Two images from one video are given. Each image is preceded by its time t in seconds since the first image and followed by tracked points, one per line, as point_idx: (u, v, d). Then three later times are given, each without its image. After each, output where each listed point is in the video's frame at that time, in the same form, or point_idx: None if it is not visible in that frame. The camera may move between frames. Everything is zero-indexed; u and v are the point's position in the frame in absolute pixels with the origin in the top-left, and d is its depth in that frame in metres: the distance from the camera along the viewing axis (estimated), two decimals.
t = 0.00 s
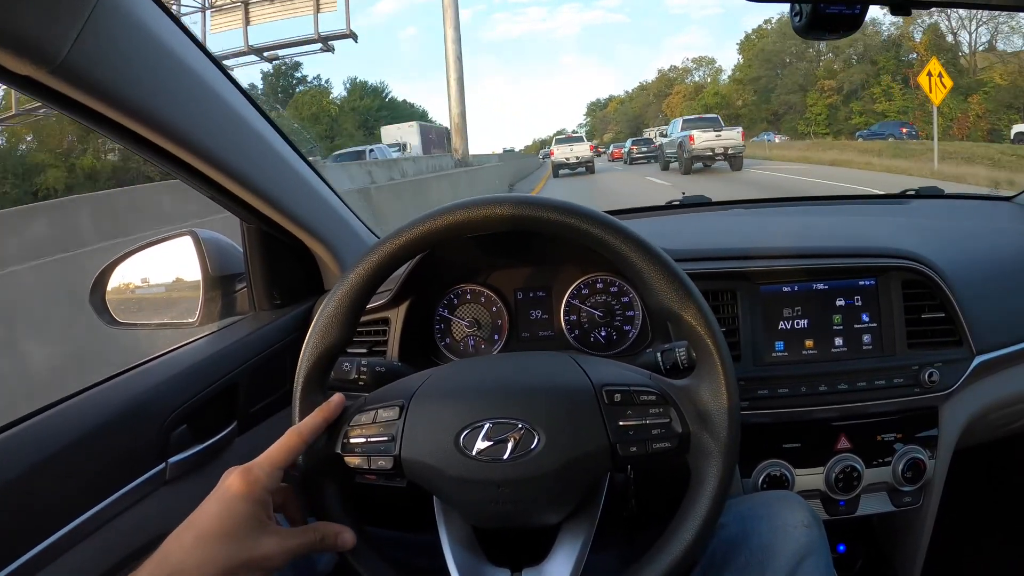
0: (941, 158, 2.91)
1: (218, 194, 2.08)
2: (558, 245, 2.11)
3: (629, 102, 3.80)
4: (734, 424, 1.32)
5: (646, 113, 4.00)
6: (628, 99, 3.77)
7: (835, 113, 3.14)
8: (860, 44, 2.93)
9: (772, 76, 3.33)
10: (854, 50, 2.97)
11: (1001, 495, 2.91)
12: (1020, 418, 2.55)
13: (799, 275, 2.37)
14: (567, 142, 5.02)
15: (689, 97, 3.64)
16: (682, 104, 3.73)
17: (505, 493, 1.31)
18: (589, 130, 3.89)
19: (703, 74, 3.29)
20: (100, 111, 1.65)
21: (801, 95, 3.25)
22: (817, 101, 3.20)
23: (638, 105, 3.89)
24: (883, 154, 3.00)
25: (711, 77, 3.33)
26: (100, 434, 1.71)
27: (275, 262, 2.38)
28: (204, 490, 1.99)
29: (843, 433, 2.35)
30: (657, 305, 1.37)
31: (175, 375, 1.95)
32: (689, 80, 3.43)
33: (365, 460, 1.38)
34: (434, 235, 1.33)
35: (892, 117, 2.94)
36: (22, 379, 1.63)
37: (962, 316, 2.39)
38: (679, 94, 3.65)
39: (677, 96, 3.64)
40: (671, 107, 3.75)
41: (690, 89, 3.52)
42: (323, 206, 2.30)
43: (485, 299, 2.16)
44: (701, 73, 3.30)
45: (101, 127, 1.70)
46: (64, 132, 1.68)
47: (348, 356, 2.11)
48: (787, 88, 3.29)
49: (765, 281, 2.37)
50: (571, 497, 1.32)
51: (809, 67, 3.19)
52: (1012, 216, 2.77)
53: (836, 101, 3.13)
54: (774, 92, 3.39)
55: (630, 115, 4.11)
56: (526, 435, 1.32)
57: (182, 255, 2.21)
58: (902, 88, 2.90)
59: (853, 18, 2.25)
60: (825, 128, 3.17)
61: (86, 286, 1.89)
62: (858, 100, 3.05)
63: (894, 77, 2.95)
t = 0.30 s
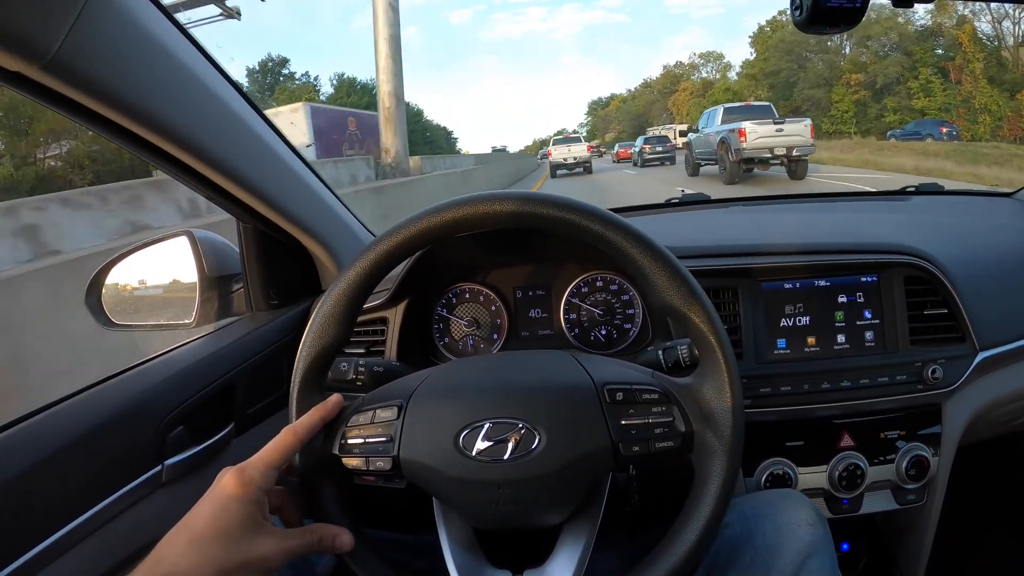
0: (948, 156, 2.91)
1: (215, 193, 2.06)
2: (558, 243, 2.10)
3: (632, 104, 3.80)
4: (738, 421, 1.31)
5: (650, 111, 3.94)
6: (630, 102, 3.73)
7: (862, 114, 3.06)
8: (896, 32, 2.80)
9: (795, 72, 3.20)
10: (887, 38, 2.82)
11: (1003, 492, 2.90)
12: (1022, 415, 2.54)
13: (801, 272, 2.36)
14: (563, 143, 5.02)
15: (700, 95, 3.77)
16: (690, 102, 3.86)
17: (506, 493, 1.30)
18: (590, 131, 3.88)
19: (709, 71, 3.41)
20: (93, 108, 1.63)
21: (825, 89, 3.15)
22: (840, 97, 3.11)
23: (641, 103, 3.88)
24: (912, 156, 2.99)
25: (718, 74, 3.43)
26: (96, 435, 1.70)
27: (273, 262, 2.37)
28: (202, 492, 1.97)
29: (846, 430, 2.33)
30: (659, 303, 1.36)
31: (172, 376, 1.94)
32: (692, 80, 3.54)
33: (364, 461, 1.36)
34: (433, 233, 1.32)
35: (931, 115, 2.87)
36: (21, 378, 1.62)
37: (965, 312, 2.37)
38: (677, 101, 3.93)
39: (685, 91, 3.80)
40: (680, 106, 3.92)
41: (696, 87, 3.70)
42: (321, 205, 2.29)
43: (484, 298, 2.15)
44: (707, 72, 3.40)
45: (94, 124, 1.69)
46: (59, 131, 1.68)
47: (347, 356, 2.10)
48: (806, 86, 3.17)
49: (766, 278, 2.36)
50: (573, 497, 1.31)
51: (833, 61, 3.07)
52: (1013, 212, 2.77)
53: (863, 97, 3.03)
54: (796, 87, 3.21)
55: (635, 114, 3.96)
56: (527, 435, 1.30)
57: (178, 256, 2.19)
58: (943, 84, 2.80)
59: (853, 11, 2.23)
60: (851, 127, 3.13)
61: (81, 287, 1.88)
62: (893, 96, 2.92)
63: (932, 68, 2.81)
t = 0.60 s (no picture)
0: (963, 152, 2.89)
1: (211, 192, 2.05)
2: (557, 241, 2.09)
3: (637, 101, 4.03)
4: (737, 421, 1.30)
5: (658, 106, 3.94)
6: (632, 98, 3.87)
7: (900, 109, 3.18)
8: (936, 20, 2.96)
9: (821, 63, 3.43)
10: (929, 27, 3.01)
11: (1004, 492, 2.89)
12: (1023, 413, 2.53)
13: (800, 270, 2.35)
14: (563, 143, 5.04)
15: (709, 91, 3.97)
16: (700, 101, 4.01)
17: (503, 494, 1.29)
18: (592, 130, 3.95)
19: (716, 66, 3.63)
20: (88, 107, 1.62)
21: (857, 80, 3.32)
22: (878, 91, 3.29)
23: (647, 101, 4.11)
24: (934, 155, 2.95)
25: (728, 70, 3.66)
26: (92, 436, 1.69)
27: (270, 262, 2.37)
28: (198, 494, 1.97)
29: (846, 429, 2.33)
30: (658, 302, 1.35)
31: (168, 376, 1.93)
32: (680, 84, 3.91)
33: (360, 463, 1.35)
34: (429, 233, 1.31)
35: (982, 113, 2.81)
36: (18, 380, 1.61)
37: (965, 311, 2.37)
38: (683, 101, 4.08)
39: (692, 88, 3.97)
40: (688, 103, 4.07)
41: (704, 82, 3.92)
42: (318, 206, 2.28)
43: (482, 297, 2.15)
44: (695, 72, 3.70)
45: (88, 124, 1.68)
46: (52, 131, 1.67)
47: (344, 357, 2.08)
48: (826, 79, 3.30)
49: (765, 277, 2.35)
50: (572, 499, 1.30)
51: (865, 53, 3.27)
52: (1012, 211, 2.76)
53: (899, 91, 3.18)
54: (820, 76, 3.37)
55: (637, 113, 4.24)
56: (524, 436, 1.30)
57: (173, 256, 2.18)
58: (993, 77, 2.78)
59: (853, 9, 2.24)
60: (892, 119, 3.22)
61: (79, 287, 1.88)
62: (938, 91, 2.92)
63: (979, 60, 2.82)
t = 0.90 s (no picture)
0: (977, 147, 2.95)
1: (207, 202, 2.07)
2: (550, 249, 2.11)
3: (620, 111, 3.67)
4: (721, 430, 1.32)
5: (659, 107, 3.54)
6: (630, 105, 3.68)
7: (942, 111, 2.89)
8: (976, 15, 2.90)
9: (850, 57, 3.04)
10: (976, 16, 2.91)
11: (993, 496, 2.91)
12: (1014, 417, 2.55)
13: (790, 278, 2.37)
14: (559, 145, 5.05)
15: (719, 89, 3.53)
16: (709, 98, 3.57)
17: (493, 501, 1.31)
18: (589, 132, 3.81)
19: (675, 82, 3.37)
20: (84, 122, 1.64)
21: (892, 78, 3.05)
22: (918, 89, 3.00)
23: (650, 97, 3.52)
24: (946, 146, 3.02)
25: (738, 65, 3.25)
26: (91, 444, 1.70)
27: (267, 269, 2.37)
28: (196, 499, 1.99)
29: (836, 435, 2.35)
30: (644, 312, 1.36)
31: (166, 384, 1.94)
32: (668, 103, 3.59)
33: (354, 469, 1.38)
34: (417, 245, 1.33)
35: None
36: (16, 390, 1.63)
37: (954, 317, 2.38)
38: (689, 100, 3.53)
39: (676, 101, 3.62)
40: (695, 102, 3.56)
41: (712, 78, 3.45)
42: (314, 214, 2.30)
43: (475, 304, 2.16)
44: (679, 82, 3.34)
45: (86, 138, 1.69)
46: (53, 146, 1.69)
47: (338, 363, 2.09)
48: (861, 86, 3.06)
49: (756, 284, 2.36)
50: (560, 505, 1.32)
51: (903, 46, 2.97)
52: (1005, 216, 2.78)
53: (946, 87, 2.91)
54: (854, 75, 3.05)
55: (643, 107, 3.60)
56: (513, 444, 1.31)
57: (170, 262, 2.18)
58: None
59: (841, 19, 2.24)
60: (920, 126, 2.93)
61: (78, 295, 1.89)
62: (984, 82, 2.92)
63: None
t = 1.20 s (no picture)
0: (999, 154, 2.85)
1: (205, 202, 2.06)
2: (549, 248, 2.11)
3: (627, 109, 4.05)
4: (723, 428, 1.32)
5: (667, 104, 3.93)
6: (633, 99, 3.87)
7: (995, 108, 2.85)
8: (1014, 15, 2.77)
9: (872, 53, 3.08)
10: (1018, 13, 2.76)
11: (993, 493, 2.91)
12: (1015, 414, 2.55)
13: (788, 275, 2.36)
14: (559, 145, 5.06)
15: (733, 84, 3.55)
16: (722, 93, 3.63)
17: (493, 500, 1.30)
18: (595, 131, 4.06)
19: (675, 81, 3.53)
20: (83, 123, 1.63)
21: (942, 71, 2.98)
22: (966, 82, 2.93)
23: (656, 93, 3.74)
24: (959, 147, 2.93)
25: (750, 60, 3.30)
26: (90, 443, 1.70)
27: (266, 269, 2.37)
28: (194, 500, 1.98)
29: (835, 433, 2.34)
30: (645, 309, 1.36)
31: (165, 384, 1.94)
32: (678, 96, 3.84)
33: (353, 468, 1.38)
34: (416, 245, 1.33)
35: None
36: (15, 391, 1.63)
37: (953, 314, 2.38)
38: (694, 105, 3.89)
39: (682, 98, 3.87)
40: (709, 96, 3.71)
41: (725, 74, 3.54)
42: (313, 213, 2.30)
43: (474, 303, 2.15)
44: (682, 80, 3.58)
45: (85, 139, 1.69)
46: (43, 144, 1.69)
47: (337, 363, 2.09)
48: (895, 77, 3.06)
49: (754, 282, 2.36)
50: (561, 503, 1.32)
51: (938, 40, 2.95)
52: (1004, 213, 2.78)
53: (996, 80, 2.87)
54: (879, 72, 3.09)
55: (647, 108, 4.07)
56: (513, 442, 1.31)
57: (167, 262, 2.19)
58: None
59: (838, 16, 2.26)
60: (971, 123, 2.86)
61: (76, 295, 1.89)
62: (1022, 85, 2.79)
63: None
